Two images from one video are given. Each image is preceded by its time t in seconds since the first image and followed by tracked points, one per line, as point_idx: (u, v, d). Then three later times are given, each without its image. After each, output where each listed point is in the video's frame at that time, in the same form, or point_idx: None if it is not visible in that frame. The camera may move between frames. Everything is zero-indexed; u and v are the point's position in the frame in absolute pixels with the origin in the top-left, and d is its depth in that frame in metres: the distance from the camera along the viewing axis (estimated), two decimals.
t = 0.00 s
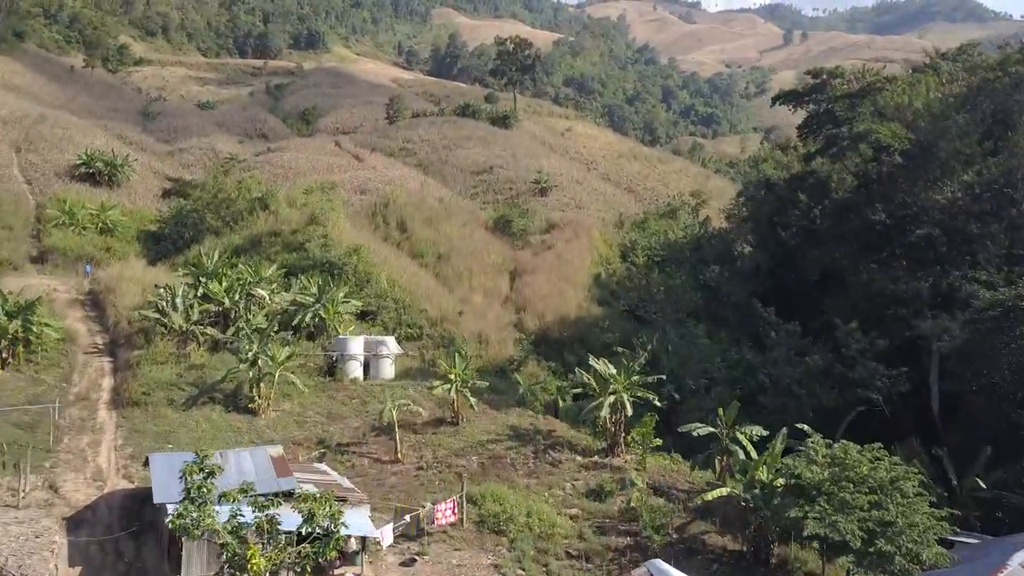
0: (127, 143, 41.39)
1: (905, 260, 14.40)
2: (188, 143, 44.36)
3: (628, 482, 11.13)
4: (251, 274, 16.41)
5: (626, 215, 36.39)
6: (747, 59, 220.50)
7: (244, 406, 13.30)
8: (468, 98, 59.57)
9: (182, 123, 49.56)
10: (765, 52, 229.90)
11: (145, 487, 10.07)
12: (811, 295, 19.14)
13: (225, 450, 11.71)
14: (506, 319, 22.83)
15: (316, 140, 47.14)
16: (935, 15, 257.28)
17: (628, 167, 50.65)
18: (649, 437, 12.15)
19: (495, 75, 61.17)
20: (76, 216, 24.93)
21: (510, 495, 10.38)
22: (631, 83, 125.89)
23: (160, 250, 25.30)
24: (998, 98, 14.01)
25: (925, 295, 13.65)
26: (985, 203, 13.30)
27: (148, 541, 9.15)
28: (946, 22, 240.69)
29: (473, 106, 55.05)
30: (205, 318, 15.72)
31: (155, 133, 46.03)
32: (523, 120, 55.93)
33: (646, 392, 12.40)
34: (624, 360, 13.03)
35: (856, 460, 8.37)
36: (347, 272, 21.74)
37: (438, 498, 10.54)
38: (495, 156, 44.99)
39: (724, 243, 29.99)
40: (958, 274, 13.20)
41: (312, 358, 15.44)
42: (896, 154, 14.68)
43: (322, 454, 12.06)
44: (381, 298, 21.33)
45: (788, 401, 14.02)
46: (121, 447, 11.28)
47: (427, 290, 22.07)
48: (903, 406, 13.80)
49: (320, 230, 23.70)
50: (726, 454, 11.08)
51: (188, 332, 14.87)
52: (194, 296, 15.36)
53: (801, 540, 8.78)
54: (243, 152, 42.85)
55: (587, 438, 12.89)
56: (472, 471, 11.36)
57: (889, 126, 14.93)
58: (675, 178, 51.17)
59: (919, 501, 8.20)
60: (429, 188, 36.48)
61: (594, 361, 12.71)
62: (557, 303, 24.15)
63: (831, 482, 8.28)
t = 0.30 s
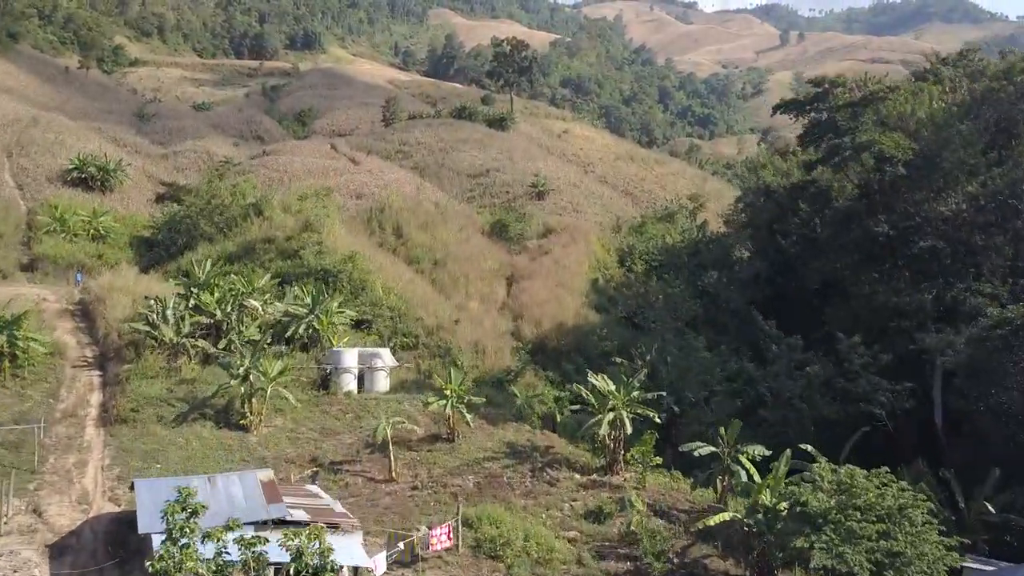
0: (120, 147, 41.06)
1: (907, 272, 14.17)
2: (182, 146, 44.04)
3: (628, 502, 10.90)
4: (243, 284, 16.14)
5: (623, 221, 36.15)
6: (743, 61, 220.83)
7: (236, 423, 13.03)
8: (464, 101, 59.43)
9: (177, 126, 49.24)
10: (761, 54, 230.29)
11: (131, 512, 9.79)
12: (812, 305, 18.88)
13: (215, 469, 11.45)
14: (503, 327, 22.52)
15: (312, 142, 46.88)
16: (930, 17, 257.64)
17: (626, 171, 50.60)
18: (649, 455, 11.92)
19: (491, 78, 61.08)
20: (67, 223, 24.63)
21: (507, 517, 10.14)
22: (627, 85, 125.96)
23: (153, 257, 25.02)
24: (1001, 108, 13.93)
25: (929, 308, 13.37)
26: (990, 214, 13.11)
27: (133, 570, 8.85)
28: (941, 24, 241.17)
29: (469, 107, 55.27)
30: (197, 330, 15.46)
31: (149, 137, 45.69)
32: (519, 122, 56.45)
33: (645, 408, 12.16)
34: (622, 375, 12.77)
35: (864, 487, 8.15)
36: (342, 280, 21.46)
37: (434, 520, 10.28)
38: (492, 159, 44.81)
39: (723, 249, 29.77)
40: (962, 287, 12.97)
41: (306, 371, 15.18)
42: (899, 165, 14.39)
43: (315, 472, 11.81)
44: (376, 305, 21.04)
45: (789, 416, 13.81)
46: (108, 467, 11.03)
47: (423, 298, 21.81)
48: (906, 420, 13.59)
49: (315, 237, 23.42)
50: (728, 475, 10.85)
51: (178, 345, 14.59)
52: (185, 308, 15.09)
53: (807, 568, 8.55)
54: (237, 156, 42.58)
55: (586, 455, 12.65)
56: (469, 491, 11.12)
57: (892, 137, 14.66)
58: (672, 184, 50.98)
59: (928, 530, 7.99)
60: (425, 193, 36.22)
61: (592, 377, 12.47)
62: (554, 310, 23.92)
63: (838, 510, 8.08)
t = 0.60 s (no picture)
0: (113, 150, 40.78)
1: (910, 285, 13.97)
2: (176, 149, 43.77)
3: (628, 525, 10.65)
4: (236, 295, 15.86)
5: (621, 225, 35.89)
6: (739, 61, 221.26)
7: (226, 439, 12.74)
8: (461, 104, 59.33)
9: (171, 129, 48.99)
10: (757, 55, 230.70)
11: (116, 538, 9.51)
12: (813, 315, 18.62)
13: (204, 490, 11.14)
14: (499, 334, 22.21)
15: (307, 145, 46.68)
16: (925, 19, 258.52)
17: (623, 175, 50.57)
18: (649, 474, 11.68)
19: (488, 80, 61.02)
20: (59, 229, 24.33)
21: (504, 541, 9.88)
22: (623, 86, 126.05)
23: (145, 264, 24.71)
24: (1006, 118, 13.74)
25: (933, 321, 13.10)
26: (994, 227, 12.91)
27: None
28: (937, 25, 241.82)
29: (466, 109, 55.07)
30: (188, 343, 15.17)
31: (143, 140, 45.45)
32: (516, 125, 56.39)
33: (645, 426, 11.92)
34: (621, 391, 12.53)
35: (872, 517, 7.92)
36: (337, 288, 21.09)
37: (429, 544, 10.02)
38: (489, 163, 44.66)
39: (721, 255, 29.55)
40: (966, 299, 12.73)
41: (300, 384, 14.92)
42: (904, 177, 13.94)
43: (307, 493, 11.50)
44: (370, 315, 20.69)
45: (789, 429, 13.57)
46: (94, 488, 10.75)
47: (418, 306, 21.57)
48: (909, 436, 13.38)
49: (309, 244, 23.13)
50: (730, 496, 10.61)
51: (168, 359, 14.30)
52: (176, 321, 14.80)
53: None
54: (232, 159, 42.34)
55: (584, 473, 12.41)
56: (465, 512, 10.86)
57: (895, 147, 14.40)
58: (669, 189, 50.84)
59: (938, 561, 7.77)
60: (421, 197, 36.02)
61: (591, 394, 12.23)
62: (552, 317, 23.67)
63: (845, 540, 7.95)
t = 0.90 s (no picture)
0: (107, 153, 40.44)
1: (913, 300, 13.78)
2: (171, 152, 43.49)
3: (628, 548, 10.40)
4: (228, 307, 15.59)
5: (618, 230, 35.67)
6: (736, 62, 221.62)
7: (217, 457, 12.45)
8: (457, 106, 59.15)
9: (166, 132, 48.70)
10: (753, 56, 231.13)
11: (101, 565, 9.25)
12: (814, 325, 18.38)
13: (193, 511, 10.85)
14: (496, 342, 21.92)
15: (303, 147, 46.46)
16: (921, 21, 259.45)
17: (619, 178, 50.50)
18: (649, 494, 11.47)
19: (484, 82, 60.87)
20: (49, 236, 24.03)
21: (501, 564, 9.64)
22: (620, 88, 126.10)
23: (137, 271, 24.42)
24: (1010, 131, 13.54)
25: (936, 334, 12.87)
26: (1000, 241, 12.68)
27: None
28: (933, 26, 242.61)
29: (462, 112, 54.79)
30: (178, 357, 14.89)
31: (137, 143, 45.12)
32: (512, 127, 56.09)
33: (644, 445, 11.67)
34: (620, 409, 12.27)
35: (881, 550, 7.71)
36: (331, 297, 20.77)
37: (422, 570, 9.75)
38: (485, 166, 44.46)
39: (719, 261, 29.33)
40: (970, 312, 12.49)
41: (292, 399, 14.65)
42: (906, 187, 13.86)
43: (299, 513, 11.21)
44: (365, 324, 20.38)
45: (790, 444, 13.34)
46: (79, 510, 10.47)
47: (414, 315, 21.36)
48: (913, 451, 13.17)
49: (304, 251, 22.87)
50: (732, 519, 10.37)
51: (158, 374, 14.02)
52: (166, 334, 14.51)
53: None
54: (227, 163, 42.06)
55: (583, 492, 12.17)
56: (461, 534, 10.61)
57: (898, 158, 14.23)
58: (666, 192, 50.69)
59: None
60: (417, 201, 35.79)
61: (589, 411, 11.98)
62: (549, 324, 23.45)
63: (852, 573, 7.78)
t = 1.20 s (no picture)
0: (100, 157, 40.15)
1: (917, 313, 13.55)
2: (165, 155, 43.20)
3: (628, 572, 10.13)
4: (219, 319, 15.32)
5: (615, 234, 35.42)
6: (732, 63, 221.93)
7: (207, 475, 12.17)
8: (453, 108, 58.92)
9: (160, 134, 48.42)
10: (749, 57, 231.45)
11: None
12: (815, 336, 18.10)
13: (181, 534, 10.56)
14: (492, 351, 21.60)
15: (298, 150, 46.21)
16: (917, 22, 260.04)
17: (616, 180, 50.31)
18: (649, 516, 11.21)
19: (481, 84, 60.67)
20: (39, 243, 23.72)
21: None
22: (616, 89, 126.15)
23: (129, 278, 24.12)
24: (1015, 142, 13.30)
25: (941, 349, 12.61)
26: (1007, 254, 12.43)
27: None
28: (929, 27, 243.35)
29: (458, 113, 54.52)
30: (168, 371, 14.61)
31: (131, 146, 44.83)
32: (508, 129, 55.90)
33: (644, 464, 11.41)
34: (618, 428, 12.00)
35: None
36: (325, 305, 20.46)
37: None
38: (481, 169, 44.22)
39: (717, 267, 29.07)
40: (975, 326, 12.25)
41: (284, 414, 14.36)
42: (911, 200, 13.47)
43: (290, 535, 10.91)
44: (359, 333, 20.10)
45: (792, 460, 13.11)
46: (64, 535, 10.18)
47: (409, 324, 21.11)
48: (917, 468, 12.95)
49: (298, 258, 22.60)
50: (735, 542, 10.09)
51: (147, 389, 13.74)
52: (156, 348, 14.23)
53: None
54: (221, 166, 41.78)
55: (581, 512, 11.91)
56: (457, 558, 10.34)
57: (902, 169, 13.88)
58: (663, 195, 50.47)
59: None
60: (413, 205, 35.51)
61: (587, 430, 11.71)
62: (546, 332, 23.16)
63: None
